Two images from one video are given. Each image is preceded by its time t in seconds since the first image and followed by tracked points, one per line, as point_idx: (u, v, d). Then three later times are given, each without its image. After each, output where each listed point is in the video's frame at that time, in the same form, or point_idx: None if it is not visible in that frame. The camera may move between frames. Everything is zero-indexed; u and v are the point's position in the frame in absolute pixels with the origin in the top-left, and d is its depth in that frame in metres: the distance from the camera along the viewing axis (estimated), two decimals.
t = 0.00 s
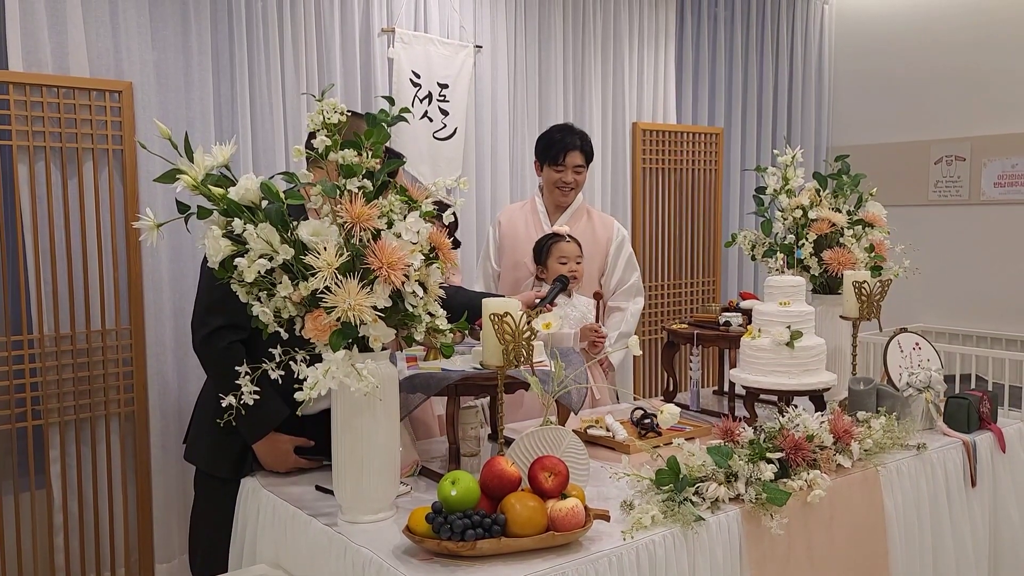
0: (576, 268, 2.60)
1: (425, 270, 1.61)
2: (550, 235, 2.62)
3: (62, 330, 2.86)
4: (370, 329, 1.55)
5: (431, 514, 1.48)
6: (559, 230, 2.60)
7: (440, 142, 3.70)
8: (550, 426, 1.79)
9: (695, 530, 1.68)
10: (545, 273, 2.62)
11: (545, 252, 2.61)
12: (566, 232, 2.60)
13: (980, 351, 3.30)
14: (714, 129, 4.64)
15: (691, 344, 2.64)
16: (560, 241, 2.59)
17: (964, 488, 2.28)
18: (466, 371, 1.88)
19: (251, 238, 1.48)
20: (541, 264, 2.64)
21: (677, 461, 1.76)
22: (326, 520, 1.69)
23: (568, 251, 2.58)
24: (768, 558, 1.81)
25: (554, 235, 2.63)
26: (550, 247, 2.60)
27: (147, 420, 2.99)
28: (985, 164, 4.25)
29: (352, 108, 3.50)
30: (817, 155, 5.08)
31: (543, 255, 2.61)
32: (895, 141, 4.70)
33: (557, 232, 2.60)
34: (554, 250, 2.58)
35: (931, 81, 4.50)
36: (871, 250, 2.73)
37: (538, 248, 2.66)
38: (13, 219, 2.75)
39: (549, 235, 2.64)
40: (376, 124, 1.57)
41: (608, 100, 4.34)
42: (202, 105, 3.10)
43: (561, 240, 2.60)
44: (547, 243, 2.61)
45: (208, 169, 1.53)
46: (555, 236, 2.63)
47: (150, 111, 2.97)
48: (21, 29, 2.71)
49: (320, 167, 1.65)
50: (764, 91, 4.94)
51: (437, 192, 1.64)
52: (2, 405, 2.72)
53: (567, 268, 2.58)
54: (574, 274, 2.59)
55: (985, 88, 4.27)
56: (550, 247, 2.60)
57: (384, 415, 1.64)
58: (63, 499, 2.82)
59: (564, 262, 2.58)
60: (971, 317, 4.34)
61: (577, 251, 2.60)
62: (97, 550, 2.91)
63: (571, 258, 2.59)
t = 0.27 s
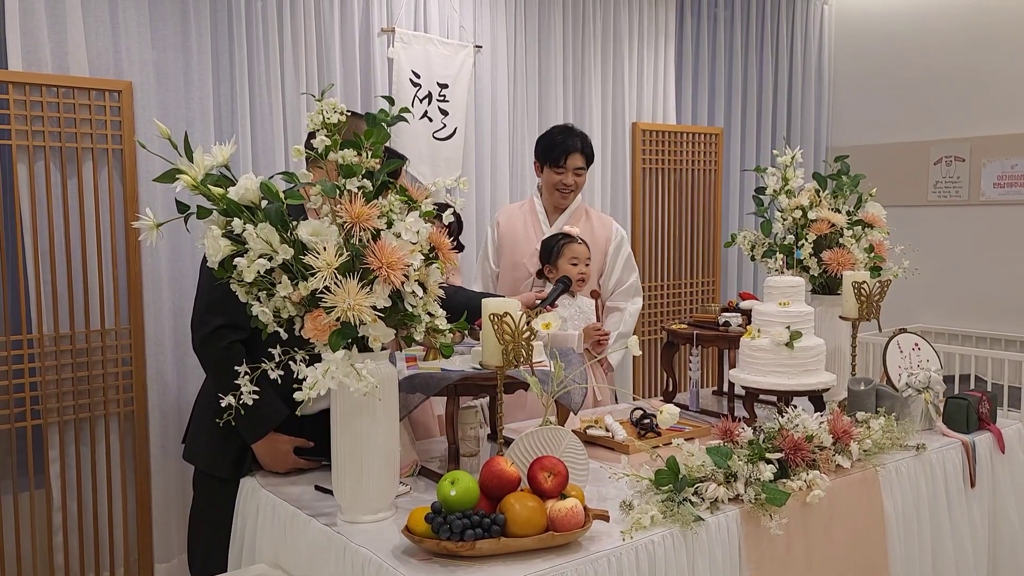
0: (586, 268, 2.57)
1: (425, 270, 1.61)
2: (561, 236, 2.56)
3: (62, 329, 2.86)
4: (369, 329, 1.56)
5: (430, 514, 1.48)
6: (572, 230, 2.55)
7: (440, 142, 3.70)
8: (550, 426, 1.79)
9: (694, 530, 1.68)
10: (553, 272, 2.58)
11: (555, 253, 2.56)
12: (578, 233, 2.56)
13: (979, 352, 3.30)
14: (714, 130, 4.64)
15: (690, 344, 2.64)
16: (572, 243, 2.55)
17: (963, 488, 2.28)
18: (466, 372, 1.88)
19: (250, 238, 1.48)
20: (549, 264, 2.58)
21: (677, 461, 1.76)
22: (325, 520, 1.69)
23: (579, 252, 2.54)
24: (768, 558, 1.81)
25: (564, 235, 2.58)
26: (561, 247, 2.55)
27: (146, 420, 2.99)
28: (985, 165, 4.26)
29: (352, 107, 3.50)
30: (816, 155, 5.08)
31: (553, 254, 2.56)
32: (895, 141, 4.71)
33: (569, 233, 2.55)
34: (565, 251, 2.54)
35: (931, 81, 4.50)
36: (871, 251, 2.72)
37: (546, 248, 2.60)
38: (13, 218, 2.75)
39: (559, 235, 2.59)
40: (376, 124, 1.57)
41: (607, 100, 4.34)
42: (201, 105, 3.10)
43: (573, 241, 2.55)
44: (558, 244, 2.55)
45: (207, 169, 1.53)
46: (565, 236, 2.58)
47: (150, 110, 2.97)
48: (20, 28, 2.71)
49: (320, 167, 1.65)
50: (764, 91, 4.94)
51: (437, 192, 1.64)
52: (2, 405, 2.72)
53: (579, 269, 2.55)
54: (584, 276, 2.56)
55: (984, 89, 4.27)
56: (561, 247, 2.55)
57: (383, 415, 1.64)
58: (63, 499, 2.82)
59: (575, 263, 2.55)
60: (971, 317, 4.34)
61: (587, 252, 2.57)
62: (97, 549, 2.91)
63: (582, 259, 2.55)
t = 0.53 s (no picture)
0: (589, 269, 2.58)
1: (424, 269, 1.61)
2: (564, 235, 2.57)
3: (60, 328, 2.85)
4: (368, 328, 1.55)
5: (429, 514, 1.47)
6: (577, 230, 2.56)
7: (439, 141, 3.69)
8: (549, 426, 1.79)
9: (693, 530, 1.68)
10: (555, 271, 2.58)
11: (559, 251, 2.56)
12: (582, 233, 2.57)
13: (979, 351, 3.29)
14: (713, 129, 4.64)
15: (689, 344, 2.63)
16: (576, 242, 2.56)
17: (963, 488, 2.28)
18: (465, 371, 1.88)
19: (249, 237, 1.48)
20: (552, 263, 2.58)
21: (676, 460, 1.76)
22: (324, 520, 1.68)
23: (583, 252, 2.56)
24: (767, 558, 1.80)
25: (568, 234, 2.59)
26: (565, 247, 2.55)
27: (145, 419, 2.98)
28: (984, 164, 4.26)
29: (351, 106, 3.50)
30: (816, 155, 5.08)
31: (557, 253, 2.56)
32: (894, 140, 4.70)
33: (574, 233, 2.56)
34: (569, 250, 2.55)
35: (931, 81, 4.50)
36: (870, 250, 2.72)
37: (550, 247, 2.59)
38: (11, 217, 2.75)
39: (562, 234, 2.58)
40: (375, 123, 1.57)
41: (607, 99, 4.34)
42: (200, 103, 3.10)
43: (577, 241, 2.56)
44: (563, 242, 2.56)
45: (206, 168, 1.53)
46: (569, 236, 2.58)
47: (149, 110, 2.97)
48: (19, 27, 2.71)
49: (319, 166, 1.65)
50: (763, 90, 4.94)
51: (436, 191, 1.64)
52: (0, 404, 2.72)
53: (582, 269, 2.55)
54: (587, 277, 2.57)
55: (984, 88, 4.27)
56: (565, 247, 2.55)
57: (382, 414, 1.64)
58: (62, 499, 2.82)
59: (578, 262, 2.56)
60: (971, 317, 4.34)
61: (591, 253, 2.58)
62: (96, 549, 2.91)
63: (585, 259, 2.57)
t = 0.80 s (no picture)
0: (589, 270, 2.57)
1: (424, 270, 1.61)
2: (565, 236, 2.57)
3: (60, 329, 2.85)
4: (368, 329, 1.55)
5: (429, 515, 1.48)
6: (577, 231, 2.56)
7: (439, 142, 3.70)
8: (549, 427, 1.79)
9: (693, 531, 1.68)
10: (556, 271, 2.58)
11: (559, 251, 2.56)
12: (583, 234, 2.57)
13: (978, 353, 3.30)
14: (713, 131, 4.64)
15: (689, 345, 2.64)
16: (576, 242, 2.56)
17: (963, 489, 2.28)
18: (465, 372, 1.88)
19: (249, 238, 1.48)
20: (553, 263, 2.58)
21: (676, 462, 1.76)
22: (324, 521, 1.69)
23: (584, 253, 2.55)
24: (767, 559, 1.81)
25: (569, 234, 2.59)
26: (566, 247, 2.56)
27: (145, 420, 2.98)
28: (984, 166, 4.26)
29: (352, 108, 3.50)
30: (816, 156, 5.08)
31: (557, 253, 2.56)
32: (894, 142, 4.71)
33: (574, 234, 2.56)
34: (569, 251, 2.55)
35: (930, 83, 4.51)
36: (870, 251, 2.72)
37: (550, 247, 2.60)
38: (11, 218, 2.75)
39: (563, 234, 2.59)
40: (376, 124, 1.57)
41: (607, 101, 4.34)
42: (200, 104, 3.10)
43: (578, 241, 2.56)
44: (563, 243, 2.56)
45: (207, 169, 1.53)
46: (570, 236, 2.59)
47: (150, 111, 2.97)
48: (20, 27, 2.71)
49: (320, 167, 1.65)
50: (763, 92, 4.94)
51: (436, 193, 1.64)
52: None
53: (582, 270, 2.55)
54: (588, 278, 2.56)
55: (983, 90, 4.28)
56: (566, 247, 2.55)
57: (382, 415, 1.64)
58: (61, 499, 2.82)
59: (579, 263, 2.55)
60: (970, 318, 4.34)
61: (591, 253, 2.58)
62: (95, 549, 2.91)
63: (586, 260, 2.56)
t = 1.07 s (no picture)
0: (589, 270, 2.58)
1: (425, 271, 1.61)
2: (566, 235, 2.58)
3: (61, 329, 2.85)
4: (369, 329, 1.56)
5: (430, 516, 1.48)
6: (578, 231, 2.57)
7: (440, 142, 3.69)
8: (550, 428, 1.79)
9: (694, 532, 1.68)
10: (556, 271, 2.59)
11: (559, 251, 2.57)
12: (583, 234, 2.57)
13: (979, 353, 3.30)
14: (714, 131, 4.64)
15: (690, 345, 2.63)
16: (577, 243, 2.56)
17: (963, 490, 2.28)
18: (466, 372, 1.88)
19: (251, 238, 1.48)
20: (553, 262, 2.58)
21: (677, 462, 1.76)
22: (325, 521, 1.69)
23: (585, 253, 2.55)
24: (767, 559, 1.81)
25: (569, 235, 2.59)
26: (566, 247, 2.56)
27: (146, 420, 2.99)
28: (984, 167, 4.26)
29: (353, 108, 3.50)
30: (816, 157, 5.09)
31: (557, 253, 2.56)
32: (894, 142, 4.71)
33: (575, 234, 2.57)
34: (570, 250, 2.55)
35: (931, 84, 4.51)
36: (870, 252, 2.72)
37: (550, 247, 2.60)
38: (13, 218, 2.75)
39: (563, 234, 2.60)
40: (377, 125, 1.57)
41: (608, 101, 4.34)
42: (202, 105, 3.10)
43: (578, 241, 2.57)
44: (563, 243, 2.56)
45: (208, 169, 1.53)
46: (570, 236, 2.59)
47: (151, 111, 2.97)
48: (21, 28, 2.72)
49: (321, 168, 1.65)
50: (764, 93, 4.94)
51: (438, 193, 1.64)
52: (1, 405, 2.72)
53: (583, 270, 2.55)
54: (588, 278, 2.56)
55: (984, 90, 4.28)
56: (567, 247, 2.56)
57: (383, 415, 1.64)
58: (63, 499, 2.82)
59: (579, 263, 2.55)
60: (971, 319, 4.34)
61: (592, 254, 2.58)
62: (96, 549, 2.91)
63: (586, 260, 2.56)
